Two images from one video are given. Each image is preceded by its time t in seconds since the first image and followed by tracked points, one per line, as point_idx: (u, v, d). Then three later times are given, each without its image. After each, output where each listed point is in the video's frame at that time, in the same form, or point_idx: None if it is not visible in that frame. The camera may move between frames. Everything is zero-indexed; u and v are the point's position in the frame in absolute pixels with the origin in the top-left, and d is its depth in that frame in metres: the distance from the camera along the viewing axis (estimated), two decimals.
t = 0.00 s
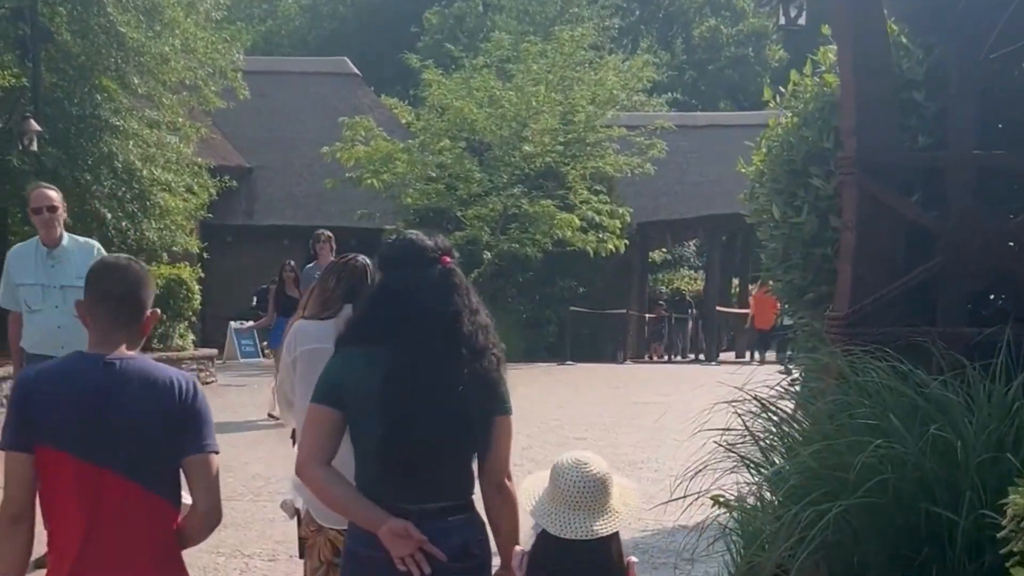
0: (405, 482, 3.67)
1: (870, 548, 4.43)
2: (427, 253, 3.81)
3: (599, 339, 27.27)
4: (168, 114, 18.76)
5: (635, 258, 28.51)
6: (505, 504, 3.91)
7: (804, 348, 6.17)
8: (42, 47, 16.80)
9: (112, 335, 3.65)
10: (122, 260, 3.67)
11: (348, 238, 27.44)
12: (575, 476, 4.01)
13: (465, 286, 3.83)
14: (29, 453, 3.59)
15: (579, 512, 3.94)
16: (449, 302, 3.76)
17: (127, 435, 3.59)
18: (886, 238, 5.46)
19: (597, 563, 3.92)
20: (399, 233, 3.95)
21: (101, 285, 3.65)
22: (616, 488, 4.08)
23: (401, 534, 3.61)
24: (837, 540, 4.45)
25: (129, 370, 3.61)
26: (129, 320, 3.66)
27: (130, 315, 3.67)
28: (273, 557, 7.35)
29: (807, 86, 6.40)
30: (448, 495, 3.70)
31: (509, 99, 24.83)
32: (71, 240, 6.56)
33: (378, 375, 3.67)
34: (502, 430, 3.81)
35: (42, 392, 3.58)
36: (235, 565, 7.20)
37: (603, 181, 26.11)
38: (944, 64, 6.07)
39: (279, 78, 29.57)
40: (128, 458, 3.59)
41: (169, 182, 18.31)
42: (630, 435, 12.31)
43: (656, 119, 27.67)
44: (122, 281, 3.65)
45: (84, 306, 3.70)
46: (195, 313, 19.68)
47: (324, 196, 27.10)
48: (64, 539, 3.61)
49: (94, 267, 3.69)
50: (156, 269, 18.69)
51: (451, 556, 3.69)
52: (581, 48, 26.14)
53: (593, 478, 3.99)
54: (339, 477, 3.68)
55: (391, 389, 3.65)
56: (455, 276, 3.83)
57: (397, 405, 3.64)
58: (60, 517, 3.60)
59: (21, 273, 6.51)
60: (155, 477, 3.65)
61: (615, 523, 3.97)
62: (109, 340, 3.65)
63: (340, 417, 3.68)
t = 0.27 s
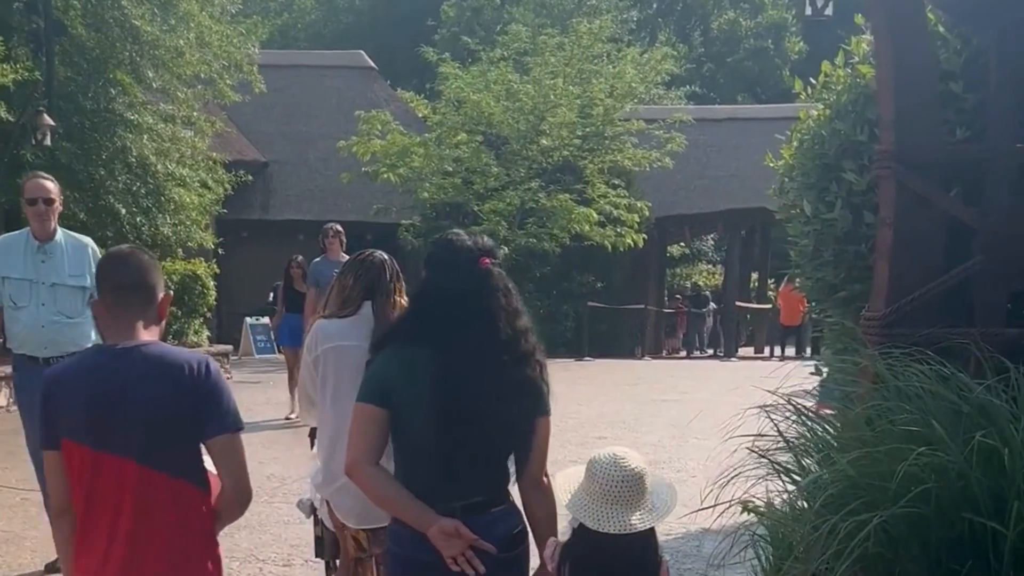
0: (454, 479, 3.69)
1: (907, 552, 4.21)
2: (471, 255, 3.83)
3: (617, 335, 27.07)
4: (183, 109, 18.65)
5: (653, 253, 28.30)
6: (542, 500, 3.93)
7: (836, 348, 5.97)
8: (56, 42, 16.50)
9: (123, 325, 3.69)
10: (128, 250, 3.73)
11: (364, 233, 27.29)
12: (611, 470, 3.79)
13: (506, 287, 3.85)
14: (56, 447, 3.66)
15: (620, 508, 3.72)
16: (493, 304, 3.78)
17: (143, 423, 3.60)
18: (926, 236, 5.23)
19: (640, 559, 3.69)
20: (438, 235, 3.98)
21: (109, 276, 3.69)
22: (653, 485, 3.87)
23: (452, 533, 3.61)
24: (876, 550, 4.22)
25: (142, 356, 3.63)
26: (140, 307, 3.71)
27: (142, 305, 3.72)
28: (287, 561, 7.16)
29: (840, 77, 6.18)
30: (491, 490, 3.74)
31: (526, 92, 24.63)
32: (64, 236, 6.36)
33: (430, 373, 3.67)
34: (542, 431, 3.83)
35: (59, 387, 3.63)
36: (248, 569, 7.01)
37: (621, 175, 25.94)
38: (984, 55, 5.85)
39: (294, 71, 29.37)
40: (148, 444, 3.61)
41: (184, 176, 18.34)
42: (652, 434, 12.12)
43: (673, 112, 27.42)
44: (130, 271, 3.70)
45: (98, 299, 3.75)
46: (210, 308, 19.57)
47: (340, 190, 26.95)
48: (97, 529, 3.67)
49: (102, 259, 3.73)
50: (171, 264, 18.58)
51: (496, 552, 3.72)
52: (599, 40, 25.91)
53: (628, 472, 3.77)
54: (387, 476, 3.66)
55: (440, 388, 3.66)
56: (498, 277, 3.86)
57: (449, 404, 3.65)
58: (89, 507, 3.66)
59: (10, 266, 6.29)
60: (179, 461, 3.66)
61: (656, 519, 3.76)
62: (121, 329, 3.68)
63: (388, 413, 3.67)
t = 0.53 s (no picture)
0: (490, 462, 3.63)
1: (960, 556, 4.02)
2: (516, 240, 3.78)
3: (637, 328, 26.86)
4: (201, 102, 18.48)
5: (672, 246, 28.06)
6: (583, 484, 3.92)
7: (877, 342, 5.77)
8: (73, 34, 16.40)
9: (167, 315, 3.93)
10: (175, 243, 3.96)
11: (382, 226, 27.13)
12: (646, 465, 3.86)
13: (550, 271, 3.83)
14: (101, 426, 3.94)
15: (654, 502, 3.79)
16: (540, 288, 3.76)
17: (178, 414, 3.84)
18: (979, 228, 5.02)
19: (677, 552, 3.78)
20: (480, 218, 3.93)
21: (160, 266, 3.94)
22: (692, 478, 3.95)
23: (485, 520, 3.55)
24: (927, 554, 4.03)
25: (185, 346, 3.85)
26: (186, 299, 3.95)
27: (185, 298, 3.95)
28: (308, 561, 6.99)
29: (881, 63, 5.99)
30: (531, 475, 3.69)
31: (545, 83, 24.42)
32: (64, 237, 6.20)
33: (473, 356, 3.63)
34: (583, 410, 3.83)
35: (105, 371, 3.89)
36: (269, 569, 6.84)
37: (641, 168, 25.77)
38: None
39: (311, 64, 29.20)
40: (183, 435, 3.85)
41: (202, 170, 18.18)
42: (676, 428, 11.95)
43: (693, 104, 27.17)
44: (175, 265, 3.93)
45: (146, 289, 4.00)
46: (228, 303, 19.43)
47: (358, 183, 26.81)
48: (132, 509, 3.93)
49: (152, 252, 3.97)
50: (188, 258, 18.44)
51: (535, 539, 3.66)
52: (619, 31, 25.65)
53: (664, 466, 3.85)
54: (429, 458, 3.59)
55: (482, 372, 3.62)
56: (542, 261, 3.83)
57: (492, 388, 3.62)
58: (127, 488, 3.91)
59: (4, 264, 6.15)
60: (214, 448, 3.89)
61: (691, 511, 3.81)
62: (163, 320, 3.92)
63: (432, 394, 3.62)
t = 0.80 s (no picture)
0: (513, 469, 3.55)
1: None
2: (544, 245, 3.73)
3: (657, 325, 26.67)
4: (220, 96, 18.31)
5: (694, 242, 27.83)
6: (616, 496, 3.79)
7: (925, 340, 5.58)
8: (91, 27, 16.37)
9: (241, 317, 3.85)
10: (253, 244, 3.87)
11: (401, 223, 27.00)
12: (697, 453, 4.04)
13: (579, 275, 3.76)
14: (163, 427, 3.84)
15: (710, 492, 3.97)
16: (568, 293, 3.69)
17: (248, 418, 3.76)
18: None
19: (726, 540, 3.99)
20: (514, 224, 3.86)
21: (232, 266, 3.85)
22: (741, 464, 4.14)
23: (506, 526, 3.48)
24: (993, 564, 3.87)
25: (254, 351, 3.79)
26: (256, 301, 3.87)
27: (258, 300, 3.87)
28: (334, 566, 6.80)
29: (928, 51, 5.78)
30: (559, 482, 3.59)
31: (565, 77, 24.22)
32: (53, 220, 5.94)
33: (496, 362, 3.56)
34: (614, 421, 3.70)
35: (175, 372, 3.81)
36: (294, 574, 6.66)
37: (662, 163, 25.54)
38: None
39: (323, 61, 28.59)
40: (251, 440, 3.77)
41: (221, 165, 17.93)
42: (704, 427, 11.76)
43: (716, 98, 26.73)
44: (251, 266, 3.85)
45: (217, 287, 3.91)
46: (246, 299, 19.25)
47: (377, 179, 26.68)
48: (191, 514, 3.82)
49: (227, 251, 3.90)
50: (208, 255, 18.34)
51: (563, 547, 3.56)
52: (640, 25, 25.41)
53: (717, 455, 4.03)
54: (451, 465, 3.54)
55: (507, 379, 3.55)
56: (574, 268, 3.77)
57: (518, 395, 3.54)
58: (187, 490, 3.82)
59: None
60: (272, 454, 3.80)
61: (744, 496, 4.01)
62: (236, 323, 3.85)
63: (457, 400, 3.56)
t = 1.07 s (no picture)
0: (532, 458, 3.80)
1: None
2: (560, 242, 3.94)
3: (674, 323, 26.43)
4: (234, 90, 18.15)
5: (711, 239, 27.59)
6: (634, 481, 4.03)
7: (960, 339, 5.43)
8: (106, 21, 16.33)
9: (291, 307, 3.92)
10: (300, 236, 3.97)
11: (418, 219, 26.87)
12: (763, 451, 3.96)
13: (592, 273, 3.96)
14: (212, 417, 3.86)
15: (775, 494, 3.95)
16: (577, 291, 3.90)
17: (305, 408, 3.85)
18: None
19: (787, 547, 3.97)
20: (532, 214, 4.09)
21: (278, 258, 3.93)
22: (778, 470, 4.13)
23: (517, 509, 3.72)
24: None
25: (304, 341, 3.88)
26: (300, 293, 3.93)
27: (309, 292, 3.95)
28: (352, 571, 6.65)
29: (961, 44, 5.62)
30: (568, 469, 3.82)
31: (583, 72, 24.16)
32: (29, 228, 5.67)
33: (505, 357, 3.79)
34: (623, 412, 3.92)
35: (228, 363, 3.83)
36: None
37: (679, 159, 25.33)
38: None
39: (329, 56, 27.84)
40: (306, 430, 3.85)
41: (236, 161, 17.73)
42: (724, 427, 11.60)
43: (735, 93, 26.29)
44: (303, 260, 3.94)
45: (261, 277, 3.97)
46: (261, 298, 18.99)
47: (393, 175, 26.56)
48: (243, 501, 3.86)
49: (270, 244, 3.97)
50: (223, 252, 18.21)
51: (571, 531, 3.79)
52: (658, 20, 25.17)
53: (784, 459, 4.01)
54: (468, 454, 3.82)
55: (516, 373, 3.78)
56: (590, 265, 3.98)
57: (523, 389, 3.78)
58: (238, 480, 3.85)
59: None
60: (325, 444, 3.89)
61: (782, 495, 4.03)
62: (286, 314, 3.92)
63: (471, 393, 3.82)
